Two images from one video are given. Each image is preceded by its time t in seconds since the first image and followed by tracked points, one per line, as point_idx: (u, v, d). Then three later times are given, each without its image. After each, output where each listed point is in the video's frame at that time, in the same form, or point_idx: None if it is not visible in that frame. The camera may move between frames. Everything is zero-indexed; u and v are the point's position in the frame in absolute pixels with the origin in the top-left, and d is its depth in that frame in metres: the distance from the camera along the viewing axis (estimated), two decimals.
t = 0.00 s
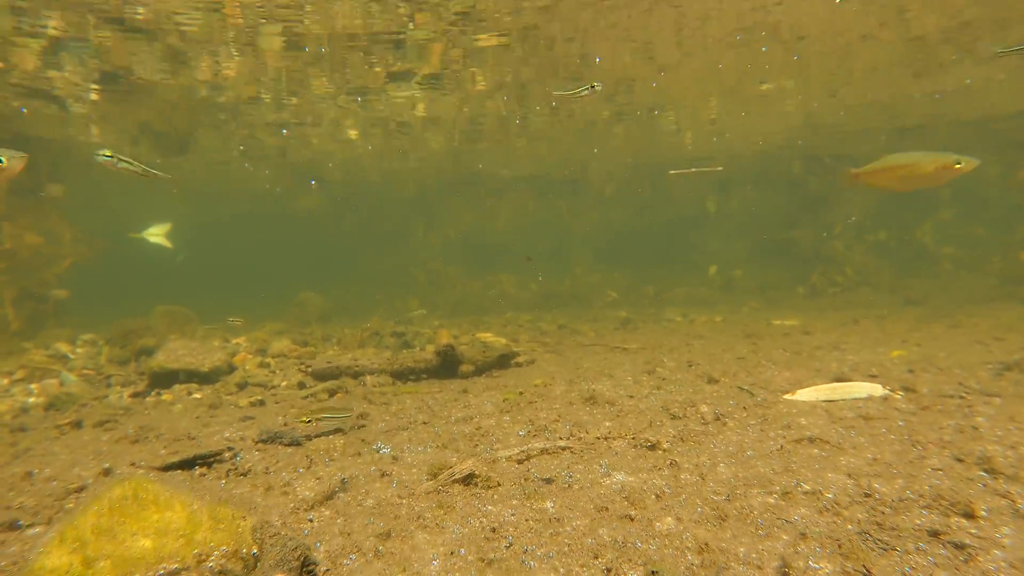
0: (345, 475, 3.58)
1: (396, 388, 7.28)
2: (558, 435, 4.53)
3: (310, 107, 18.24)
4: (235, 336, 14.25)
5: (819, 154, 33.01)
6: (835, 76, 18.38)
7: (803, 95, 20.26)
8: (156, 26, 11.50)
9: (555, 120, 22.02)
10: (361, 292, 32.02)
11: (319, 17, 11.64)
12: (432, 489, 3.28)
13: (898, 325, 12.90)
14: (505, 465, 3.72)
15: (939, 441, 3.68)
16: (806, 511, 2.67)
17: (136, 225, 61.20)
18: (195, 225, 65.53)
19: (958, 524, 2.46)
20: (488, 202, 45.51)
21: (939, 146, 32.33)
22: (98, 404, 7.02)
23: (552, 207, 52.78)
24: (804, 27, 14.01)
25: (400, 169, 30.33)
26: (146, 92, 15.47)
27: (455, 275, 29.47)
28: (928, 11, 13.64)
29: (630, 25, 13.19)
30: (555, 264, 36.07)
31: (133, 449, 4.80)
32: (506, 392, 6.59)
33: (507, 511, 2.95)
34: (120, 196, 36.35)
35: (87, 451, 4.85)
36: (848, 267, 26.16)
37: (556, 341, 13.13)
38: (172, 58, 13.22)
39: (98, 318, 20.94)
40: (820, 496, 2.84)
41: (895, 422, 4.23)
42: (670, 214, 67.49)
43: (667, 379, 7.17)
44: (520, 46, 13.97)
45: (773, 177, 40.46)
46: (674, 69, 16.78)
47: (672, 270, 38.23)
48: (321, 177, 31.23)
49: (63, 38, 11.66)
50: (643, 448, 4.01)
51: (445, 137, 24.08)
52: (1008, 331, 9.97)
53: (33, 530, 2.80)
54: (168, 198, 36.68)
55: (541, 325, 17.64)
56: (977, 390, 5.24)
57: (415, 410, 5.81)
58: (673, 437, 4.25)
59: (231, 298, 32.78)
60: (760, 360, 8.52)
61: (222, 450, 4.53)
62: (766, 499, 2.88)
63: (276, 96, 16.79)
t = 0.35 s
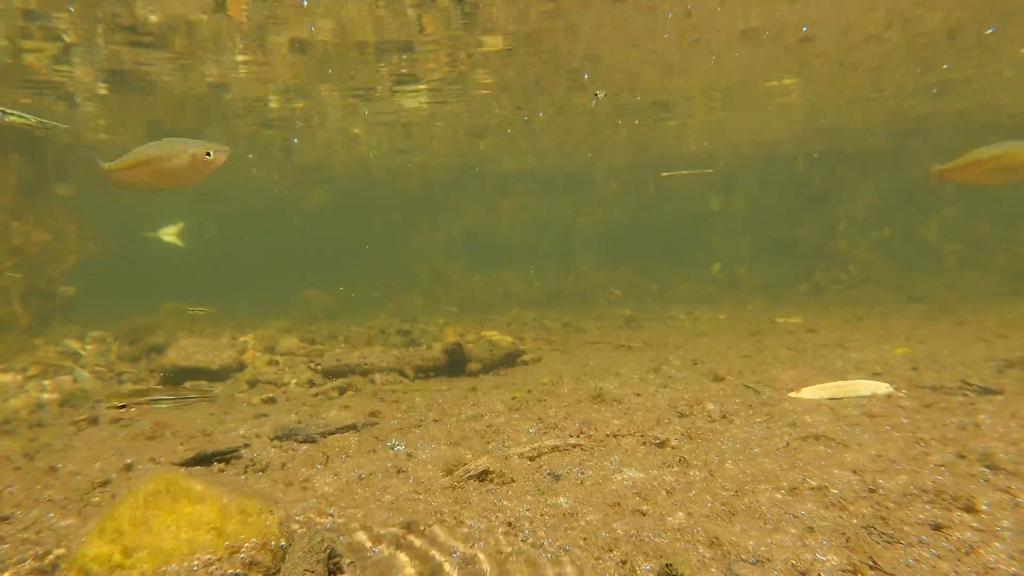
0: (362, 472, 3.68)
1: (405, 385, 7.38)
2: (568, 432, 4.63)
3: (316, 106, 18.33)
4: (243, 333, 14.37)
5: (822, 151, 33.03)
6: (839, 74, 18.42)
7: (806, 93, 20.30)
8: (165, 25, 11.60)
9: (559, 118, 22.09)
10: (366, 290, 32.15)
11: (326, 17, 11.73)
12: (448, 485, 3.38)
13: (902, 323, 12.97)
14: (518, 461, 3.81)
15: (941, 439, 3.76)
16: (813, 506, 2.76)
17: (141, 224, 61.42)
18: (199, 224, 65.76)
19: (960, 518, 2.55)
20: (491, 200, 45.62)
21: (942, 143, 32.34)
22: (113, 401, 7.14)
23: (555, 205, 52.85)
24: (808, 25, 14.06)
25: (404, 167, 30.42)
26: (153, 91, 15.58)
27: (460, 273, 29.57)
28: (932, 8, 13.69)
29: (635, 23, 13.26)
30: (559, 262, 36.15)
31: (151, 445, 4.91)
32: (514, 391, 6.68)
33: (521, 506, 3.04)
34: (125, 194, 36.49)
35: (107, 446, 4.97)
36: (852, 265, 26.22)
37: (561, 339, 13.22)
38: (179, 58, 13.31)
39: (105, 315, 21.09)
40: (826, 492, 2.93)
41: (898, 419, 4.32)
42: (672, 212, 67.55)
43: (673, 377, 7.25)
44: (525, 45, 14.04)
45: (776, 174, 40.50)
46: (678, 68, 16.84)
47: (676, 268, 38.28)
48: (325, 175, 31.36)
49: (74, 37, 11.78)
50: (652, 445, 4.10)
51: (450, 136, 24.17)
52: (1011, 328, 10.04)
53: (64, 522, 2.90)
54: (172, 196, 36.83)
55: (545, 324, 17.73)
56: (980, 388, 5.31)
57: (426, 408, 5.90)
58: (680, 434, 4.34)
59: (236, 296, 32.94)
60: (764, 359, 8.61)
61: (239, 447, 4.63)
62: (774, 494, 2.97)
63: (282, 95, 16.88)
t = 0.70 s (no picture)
0: (392, 480, 3.75)
1: (421, 391, 7.46)
2: (590, 440, 4.70)
3: (325, 110, 18.44)
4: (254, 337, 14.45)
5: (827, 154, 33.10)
6: (846, 77, 18.47)
7: (813, 96, 20.35)
8: (179, 31, 11.70)
9: (566, 121, 22.16)
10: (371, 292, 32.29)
11: (338, 22, 11.82)
12: (478, 494, 3.45)
13: (909, 326, 13.00)
14: (544, 470, 3.88)
15: (962, 449, 3.82)
16: (841, 517, 2.82)
17: (146, 226, 61.61)
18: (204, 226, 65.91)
19: (986, 531, 2.62)
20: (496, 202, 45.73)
21: (948, 145, 32.33)
22: (133, 407, 7.23)
23: (560, 207, 52.93)
24: (817, 28, 14.13)
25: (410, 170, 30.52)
26: (165, 95, 15.69)
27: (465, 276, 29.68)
28: (940, 11, 13.75)
29: (645, 27, 13.33)
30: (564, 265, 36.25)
31: (178, 452, 5.00)
32: (531, 396, 6.76)
33: (553, 515, 3.11)
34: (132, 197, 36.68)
35: (135, 452, 5.06)
36: (858, 267, 26.23)
37: (571, 343, 13.28)
38: (191, 63, 13.41)
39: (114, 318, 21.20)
40: (853, 502, 2.99)
41: (916, 428, 4.38)
42: (676, 214, 67.64)
43: (687, 383, 7.32)
44: (535, 49, 14.11)
45: (781, 176, 40.55)
46: (685, 72, 16.92)
47: (681, 270, 38.31)
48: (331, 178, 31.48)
49: (90, 42, 11.87)
50: (674, 453, 4.17)
51: (456, 139, 24.27)
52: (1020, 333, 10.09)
53: (111, 528, 2.98)
54: (179, 198, 37.01)
55: (553, 327, 17.80)
56: (994, 396, 5.36)
57: (445, 414, 5.98)
58: (702, 443, 4.41)
59: (242, 298, 33.08)
60: (776, 364, 8.67)
61: (265, 454, 4.71)
62: (801, 504, 3.04)
63: (292, 99, 16.99)
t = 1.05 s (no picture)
0: (439, 463, 3.79)
1: (448, 382, 7.49)
2: (628, 427, 4.72)
3: (341, 107, 18.50)
4: (273, 331, 14.51)
5: (841, 151, 32.97)
6: (864, 73, 18.36)
7: (830, 92, 20.26)
8: (203, 28, 11.75)
9: (581, 118, 22.16)
10: (383, 288, 32.42)
11: (360, 19, 11.85)
12: (527, 476, 3.48)
13: (929, 323, 12.96)
14: (589, 454, 3.91)
15: (1010, 437, 3.81)
16: (897, 498, 2.83)
17: (159, 223, 62.09)
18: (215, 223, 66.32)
19: None
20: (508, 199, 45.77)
21: (964, 143, 32.13)
22: (164, 396, 7.30)
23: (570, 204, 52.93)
24: (838, 24, 14.06)
25: (423, 166, 30.58)
26: (185, 91, 15.78)
27: (477, 272, 29.75)
28: (963, 7, 13.65)
29: (665, 24, 13.30)
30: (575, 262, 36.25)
31: (218, 438, 5.05)
32: (560, 387, 6.78)
33: (606, 494, 3.15)
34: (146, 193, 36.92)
35: (175, 438, 5.12)
36: (872, 265, 26.14)
37: (589, 338, 13.29)
38: (213, 59, 13.48)
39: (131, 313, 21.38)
40: (906, 485, 3.00)
41: (958, 417, 4.37)
42: (687, 212, 67.43)
43: (715, 375, 7.32)
44: (554, 46, 14.11)
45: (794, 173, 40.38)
46: (703, 68, 16.88)
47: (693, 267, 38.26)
48: (344, 175, 31.59)
49: (114, 39, 11.93)
50: (716, 439, 4.18)
51: (470, 136, 24.30)
52: None
53: (175, 509, 3.06)
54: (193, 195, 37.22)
55: (568, 323, 17.81)
56: None
57: (478, 403, 6.00)
58: (742, 429, 4.41)
59: (255, 294, 33.26)
60: (801, 357, 8.65)
61: (304, 440, 4.75)
62: (854, 486, 3.04)
63: (309, 96, 17.05)
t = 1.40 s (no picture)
0: (469, 455, 3.83)
1: (466, 378, 7.54)
2: (651, 421, 4.77)
3: (352, 105, 18.57)
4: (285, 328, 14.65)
5: (850, 149, 32.90)
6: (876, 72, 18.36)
7: (841, 91, 20.26)
8: (218, 27, 11.83)
9: (590, 117, 22.20)
10: (391, 286, 32.52)
11: (374, 18, 11.91)
12: (559, 468, 3.53)
13: (940, 321, 12.97)
14: (617, 447, 3.96)
15: None
16: (930, 490, 2.85)
17: (167, 221, 62.43)
18: (223, 221, 66.77)
19: None
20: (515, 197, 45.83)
21: (974, 141, 32.04)
22: (185, 391, 7.39)
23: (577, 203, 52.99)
24: (851, 22, 14.06)
25: (431, 165, 30.68)
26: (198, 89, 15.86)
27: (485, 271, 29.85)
28: (977, 6, 13.64)
29: (678, 24, 13.32)
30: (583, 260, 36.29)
31: (244, 431, 5.12)
32: (578, 383, 6.82)
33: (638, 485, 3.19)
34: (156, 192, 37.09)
35: (200, 432, 5.18)
36: (880, 264, 26.12)
37: (600, 335, 13.35)
38: (226, 58, 13.56)
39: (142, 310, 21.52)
40: (936, 477, 3.03)
41: (981, 413, 4.39)
42: (693, 211, 67.45)
43: (732, 371, 7.35)
44: (566, 45, 14.16)
45: (802, 172, 40.31)
46: (715, 67, 16.88)
47: (699, 266, 38.27)
48: (353, 173, 31.71)
49: (130, 38, 12.02)
50: (740, 433, 4.21)
51: (479, 135, 24.35)
52: None
53: (217, 500, 3.13)
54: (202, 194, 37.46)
55: (577, 321, 17.85)
56: None
57: (498, 398, 6.05)
58: (765, 423, 4.45)
59: (264, 292, 33.41)
60: (815, 355, 8.67)
61: (331, 433, 4.80)
62: (884, 478, 3.06)
63: (320, 94, 17.11)
